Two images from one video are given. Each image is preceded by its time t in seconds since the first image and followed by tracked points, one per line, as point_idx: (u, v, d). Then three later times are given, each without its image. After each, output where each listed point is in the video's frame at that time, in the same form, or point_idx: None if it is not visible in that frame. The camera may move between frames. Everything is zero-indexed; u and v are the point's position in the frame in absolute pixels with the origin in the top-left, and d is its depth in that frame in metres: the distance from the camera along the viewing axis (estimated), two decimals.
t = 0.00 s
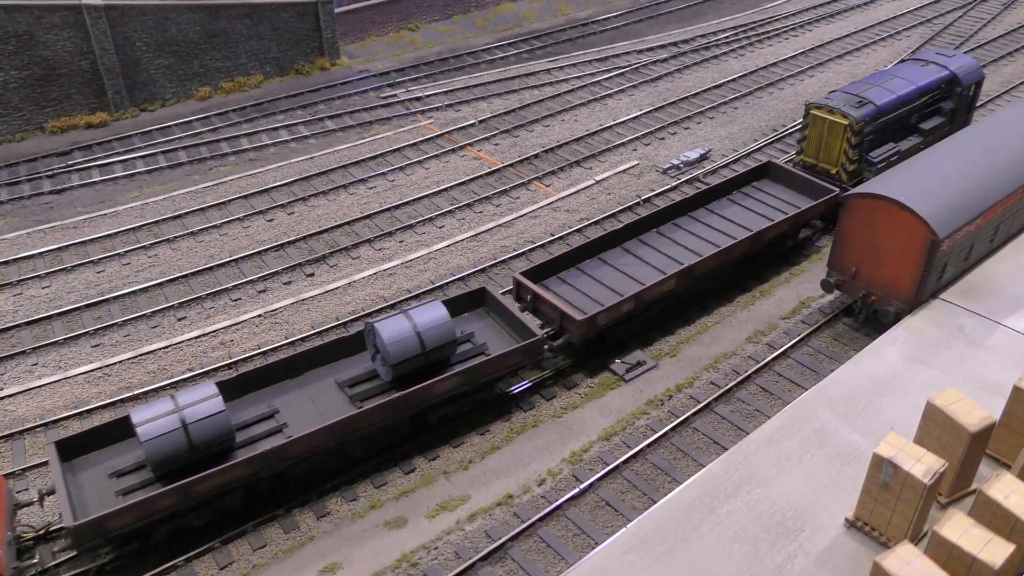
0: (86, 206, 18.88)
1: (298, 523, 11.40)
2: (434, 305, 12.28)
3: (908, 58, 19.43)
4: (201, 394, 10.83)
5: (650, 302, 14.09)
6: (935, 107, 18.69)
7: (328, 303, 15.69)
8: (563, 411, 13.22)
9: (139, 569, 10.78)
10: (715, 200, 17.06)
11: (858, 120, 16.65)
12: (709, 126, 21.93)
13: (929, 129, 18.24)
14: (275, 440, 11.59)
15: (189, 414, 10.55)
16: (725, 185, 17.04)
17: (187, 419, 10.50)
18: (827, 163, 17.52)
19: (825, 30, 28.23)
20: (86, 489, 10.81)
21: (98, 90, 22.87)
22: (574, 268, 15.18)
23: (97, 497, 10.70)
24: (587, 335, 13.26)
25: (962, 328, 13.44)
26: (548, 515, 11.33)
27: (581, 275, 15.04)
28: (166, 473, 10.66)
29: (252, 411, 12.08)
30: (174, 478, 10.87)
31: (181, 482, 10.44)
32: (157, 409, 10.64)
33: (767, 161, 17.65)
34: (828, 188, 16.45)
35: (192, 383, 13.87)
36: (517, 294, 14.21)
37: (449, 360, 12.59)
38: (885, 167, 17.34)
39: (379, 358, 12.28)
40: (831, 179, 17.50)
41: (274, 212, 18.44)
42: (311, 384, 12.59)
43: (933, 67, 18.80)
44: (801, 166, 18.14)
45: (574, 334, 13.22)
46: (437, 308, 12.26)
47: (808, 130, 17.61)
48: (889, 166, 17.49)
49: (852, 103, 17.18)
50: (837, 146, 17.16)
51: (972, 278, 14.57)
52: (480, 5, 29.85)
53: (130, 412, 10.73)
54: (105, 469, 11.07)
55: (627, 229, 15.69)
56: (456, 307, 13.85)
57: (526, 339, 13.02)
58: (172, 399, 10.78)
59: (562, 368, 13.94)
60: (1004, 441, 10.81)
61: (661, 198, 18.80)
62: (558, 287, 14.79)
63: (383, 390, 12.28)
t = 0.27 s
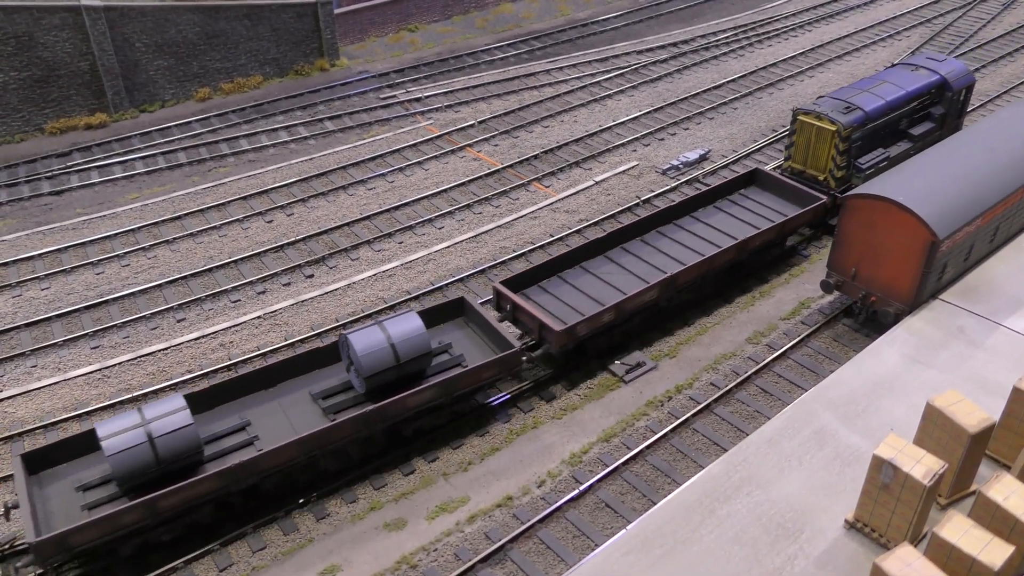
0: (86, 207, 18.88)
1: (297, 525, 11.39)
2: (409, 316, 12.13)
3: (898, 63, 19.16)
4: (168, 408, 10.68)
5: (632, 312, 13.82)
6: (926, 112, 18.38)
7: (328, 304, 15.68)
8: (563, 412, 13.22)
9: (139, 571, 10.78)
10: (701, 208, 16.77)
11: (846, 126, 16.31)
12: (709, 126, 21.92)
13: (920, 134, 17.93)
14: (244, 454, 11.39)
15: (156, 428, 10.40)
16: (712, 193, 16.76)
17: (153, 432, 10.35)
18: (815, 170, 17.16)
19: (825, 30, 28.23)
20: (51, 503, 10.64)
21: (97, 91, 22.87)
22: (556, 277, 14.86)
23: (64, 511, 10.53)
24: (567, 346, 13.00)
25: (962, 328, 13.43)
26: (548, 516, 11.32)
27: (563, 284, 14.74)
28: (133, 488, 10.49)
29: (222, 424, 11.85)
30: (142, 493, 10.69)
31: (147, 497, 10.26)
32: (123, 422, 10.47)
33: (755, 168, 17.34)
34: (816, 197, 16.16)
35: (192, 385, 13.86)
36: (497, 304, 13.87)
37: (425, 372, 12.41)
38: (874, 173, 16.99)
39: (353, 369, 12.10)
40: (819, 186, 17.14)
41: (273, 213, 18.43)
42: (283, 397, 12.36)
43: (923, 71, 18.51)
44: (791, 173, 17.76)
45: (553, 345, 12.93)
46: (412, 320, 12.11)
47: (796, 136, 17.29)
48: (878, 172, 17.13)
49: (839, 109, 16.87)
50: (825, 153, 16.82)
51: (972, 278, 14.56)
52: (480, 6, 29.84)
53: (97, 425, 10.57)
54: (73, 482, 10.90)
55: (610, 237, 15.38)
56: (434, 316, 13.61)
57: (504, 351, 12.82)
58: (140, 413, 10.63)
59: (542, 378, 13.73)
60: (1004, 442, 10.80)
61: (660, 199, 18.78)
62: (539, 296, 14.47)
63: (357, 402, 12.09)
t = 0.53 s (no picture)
0: (85, 208, 18.84)
1: (298, 527, 11.35)
2: (388, 325, 11.91)
3: (891, 67, 18.75)
4: (141, 418, 10.48)
5: (618, 320, 13.57)
6: (919, 117, 18.01)
7: (328, 305, 15.64)
8: (564, 414, 13.18)
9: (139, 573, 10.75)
10: (691, 215, 16.52)
11: (838, 131, 15.91)
12: (709, 127, 21.89)
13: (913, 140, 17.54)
14: (219, 466, 11.19)
15: (127, 439, 10.19)
16: (702, 199, 16.52)
17: (125, 444, 10.14)
18: (807, 176, 16.75)
19: (825, 31, 28.20)
20: (21, 516, 10.41)
21: (97, 91, 22.83)
22: (541, 284, 14.59)
23: (34, 523, 10.31)
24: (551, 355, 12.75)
25: (964, 330, 13.40)
26: (549, 519, 11.28)
27: (547, 292, 14.46)
28: (104, 500, 10.27)
29: (197, 434, 11.65)
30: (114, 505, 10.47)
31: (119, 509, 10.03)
32: (94, 433, 10.28)
33: (746, 174, 17.09)
34: (806, 203, 15.90)
35: (192, 386, 13.82)
36: (480, 311, 13.61)
37: (405, 381, 12.20)
38: (865, 180, 16.62)
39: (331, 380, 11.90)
40: (809, 192, 16.74)
41: (273, 214, 18.39)
42: (261, 407, 12.17)
43: (917, 75, 18.12)
44: (783, 179, 17.33)
45: (536, 354, 12.66)
46: (391, 329, 11.89)
47: (787, 141, 16.87)
48: (869, 178, 16.75)
49: (831, 114, 16.46)
50: (816, 159, 16.43)
51: (974, 280, 14.53)
52: (480, 6, 29.83)
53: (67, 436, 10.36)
54: (43, 494, 10.68)
55: (597, 244, 15.12)
56: (416, 325, 13.41)
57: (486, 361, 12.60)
58: (111, 424, 10.42)
59: (525, 387, 13.50)
60: (1007, 444, 10.77)
61: (661, 199, 18.74)
62: (523, 304, 14.19)
63: (335, 412, 11.90)
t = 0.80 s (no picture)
0: (84, 209, 18.76)
1: (297, 533, 11.28)
2: (364, 338, 11.76)
3: (884, 73, 18.36)
4: (106, 434, 10.32)
5: (600, 332, 13.33)
6: (912, 124, 17.55)
7: (328, 308, 15.57)
8: (565, 418, 13.10)
9: None
10: (678, 224, 16.28)
11: (828, 139, 15.58)
12: (711, 129, 21.81)
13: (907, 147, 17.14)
14: (189, 481, 11.02)
15: (92, 455, 10.03)
16: (690, 208, 16.26)
17: (89, 460, 9.99)
18: (797, 185, 16.43)
19: (827, 32, 28.11)
20: None
21: (96, 92, 22.75)
22: (523, 295, 14.35)
23: None
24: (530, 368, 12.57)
25: (967, 334, 13.32)
26: (550, 524, 11.21)
27: (530, 302, 14.24)
28: (69, 517, 10.12)
29: (169, 448, 11.47)
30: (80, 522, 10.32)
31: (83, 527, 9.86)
32: (59, 448, 10.12)
33: (735, 182, 16.80)
34: (796, 213, 15.62)
35: (190, 390, 13.74)
36: (460, 322, 13.44)
37: (382, 395, 12.02)
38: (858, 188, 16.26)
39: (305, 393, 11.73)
40: (800, 202, 16.40)
41: (272, 215, 18.30)
42: (235, 420, 11.98)
43: (909, 82, 17.69)
44: (773, 188, 17.01)
45: (515, 367, 12.50)
46: (366, 342, 11.74)
47: (777, 149, 16.55)
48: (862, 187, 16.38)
49: (821, 121, 16.11)
50: (807, 168, 16.09)
51: (977, 283, 14.45)
52: (481, 7, 29.74)
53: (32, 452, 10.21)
54: (10, 510, 10.53)
55: (582, 254, 14.89)
56: (395, 337, 13.21)
57: (465, 374, 12.40)
58: (76, 439, 10.27)
59: (505, 400, 13.28)
60: (1011, 450, 10.69)
61: (662, 201, 18.66)
62: (504, 315, 13.98)
63: (309, 426, 11.69)
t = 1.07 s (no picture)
0: (83, 212, 18.72)
1: (296, 538, 11.23)
2: (336, 352, 11.61)
3: (876, 80, 18.11)
4: (69, 451, 10.16)
5: (579, 346, 13.10)
6: (904, 132, 17.34)
7: (328, 311, 15.52)
8: (565, 422, 13.06)
9: None
10: (665, 233, 16.07)
11: (818, 148, 15.33)
12: (711, 131, 21.75)
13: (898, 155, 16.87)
14: (155, 498, 10.84)
15: (54, 473, 9.87)
16: (677, 217, 16.04)
17: (51, 477, 9.83)
18: (786, 194, 16.18)
19: (827, 33, 28.06)
20: None
21: (96, 94, 22.71)
22: (504, 306, 14.16)
23: None
24: (507, 382, 12.37)
25: (969, 338, 13.27)
26: (550, 530, 11.16)
27: (510, 314, 14.04)
28: (31, 535, 9.96)
29: (137, 463, 11.29)
30: (43, 540, 10.15)
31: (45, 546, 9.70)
32: (19, 466, 9.98)
33: (724, 192, 16.60)
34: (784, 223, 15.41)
35: (189, 394, 13.70)
36: (438, 335, 13.23)
37: (355, 411, 11.84)
38: (848, 197, 16.00)
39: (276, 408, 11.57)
40: (789, 211, 16.18)
41: (272, 218, 18.26)
42: (206, 434, 11.79)
43: (902, 89, 17.47)
44: (762, 197, 16.78)
45: (492, 381, 12.27)
46: (339, 356, 11.59)
47: (767, 158, 16.30)
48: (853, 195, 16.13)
49: (811, 129, 15.86)
50: (796, 177, 15.85)
51: (979, 287, 14.40)
52: (481, 8, 29.69)
53: None
54: None
55: (565, 264, 14.69)
56: (371, 350, 13.00)
57: (440, 388, 12.18)
58: (38, 456, 10.11)
59: (482, 414, 13.02)
60: (1013, 455, 10.64)
61: (663, 204, 18.61)
62: (482, 326, 13.79)
63: (280, 442, 11.51)
